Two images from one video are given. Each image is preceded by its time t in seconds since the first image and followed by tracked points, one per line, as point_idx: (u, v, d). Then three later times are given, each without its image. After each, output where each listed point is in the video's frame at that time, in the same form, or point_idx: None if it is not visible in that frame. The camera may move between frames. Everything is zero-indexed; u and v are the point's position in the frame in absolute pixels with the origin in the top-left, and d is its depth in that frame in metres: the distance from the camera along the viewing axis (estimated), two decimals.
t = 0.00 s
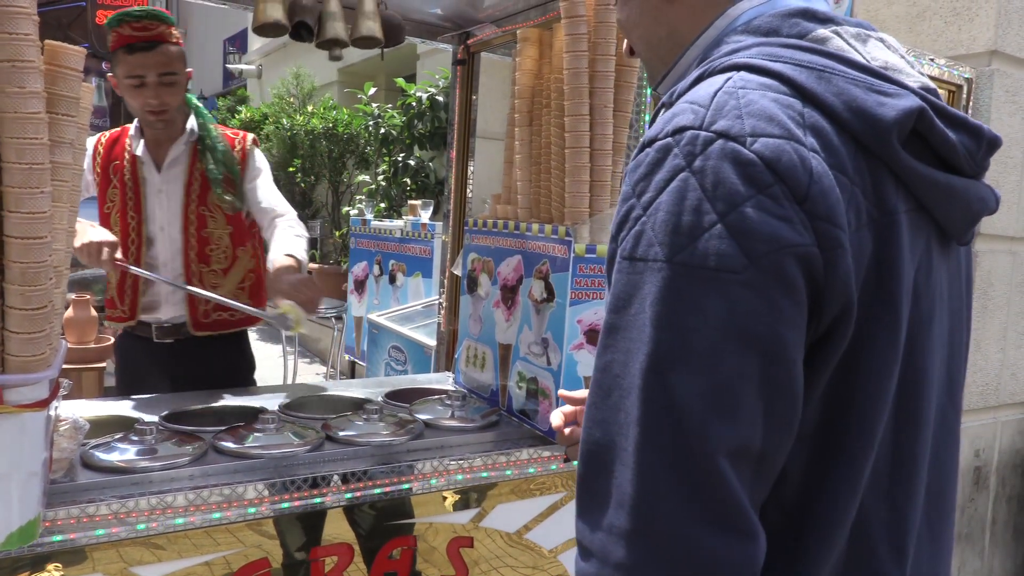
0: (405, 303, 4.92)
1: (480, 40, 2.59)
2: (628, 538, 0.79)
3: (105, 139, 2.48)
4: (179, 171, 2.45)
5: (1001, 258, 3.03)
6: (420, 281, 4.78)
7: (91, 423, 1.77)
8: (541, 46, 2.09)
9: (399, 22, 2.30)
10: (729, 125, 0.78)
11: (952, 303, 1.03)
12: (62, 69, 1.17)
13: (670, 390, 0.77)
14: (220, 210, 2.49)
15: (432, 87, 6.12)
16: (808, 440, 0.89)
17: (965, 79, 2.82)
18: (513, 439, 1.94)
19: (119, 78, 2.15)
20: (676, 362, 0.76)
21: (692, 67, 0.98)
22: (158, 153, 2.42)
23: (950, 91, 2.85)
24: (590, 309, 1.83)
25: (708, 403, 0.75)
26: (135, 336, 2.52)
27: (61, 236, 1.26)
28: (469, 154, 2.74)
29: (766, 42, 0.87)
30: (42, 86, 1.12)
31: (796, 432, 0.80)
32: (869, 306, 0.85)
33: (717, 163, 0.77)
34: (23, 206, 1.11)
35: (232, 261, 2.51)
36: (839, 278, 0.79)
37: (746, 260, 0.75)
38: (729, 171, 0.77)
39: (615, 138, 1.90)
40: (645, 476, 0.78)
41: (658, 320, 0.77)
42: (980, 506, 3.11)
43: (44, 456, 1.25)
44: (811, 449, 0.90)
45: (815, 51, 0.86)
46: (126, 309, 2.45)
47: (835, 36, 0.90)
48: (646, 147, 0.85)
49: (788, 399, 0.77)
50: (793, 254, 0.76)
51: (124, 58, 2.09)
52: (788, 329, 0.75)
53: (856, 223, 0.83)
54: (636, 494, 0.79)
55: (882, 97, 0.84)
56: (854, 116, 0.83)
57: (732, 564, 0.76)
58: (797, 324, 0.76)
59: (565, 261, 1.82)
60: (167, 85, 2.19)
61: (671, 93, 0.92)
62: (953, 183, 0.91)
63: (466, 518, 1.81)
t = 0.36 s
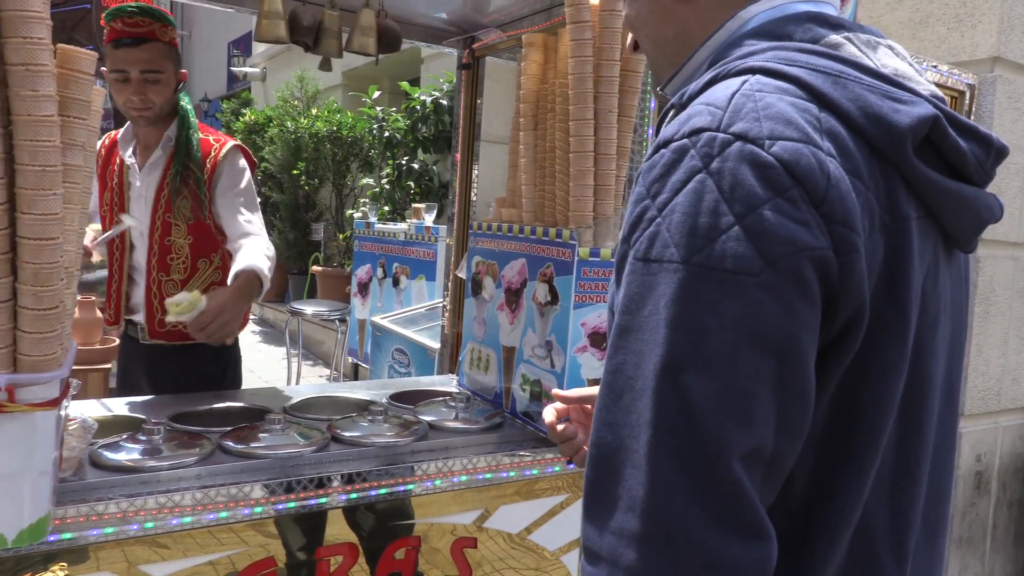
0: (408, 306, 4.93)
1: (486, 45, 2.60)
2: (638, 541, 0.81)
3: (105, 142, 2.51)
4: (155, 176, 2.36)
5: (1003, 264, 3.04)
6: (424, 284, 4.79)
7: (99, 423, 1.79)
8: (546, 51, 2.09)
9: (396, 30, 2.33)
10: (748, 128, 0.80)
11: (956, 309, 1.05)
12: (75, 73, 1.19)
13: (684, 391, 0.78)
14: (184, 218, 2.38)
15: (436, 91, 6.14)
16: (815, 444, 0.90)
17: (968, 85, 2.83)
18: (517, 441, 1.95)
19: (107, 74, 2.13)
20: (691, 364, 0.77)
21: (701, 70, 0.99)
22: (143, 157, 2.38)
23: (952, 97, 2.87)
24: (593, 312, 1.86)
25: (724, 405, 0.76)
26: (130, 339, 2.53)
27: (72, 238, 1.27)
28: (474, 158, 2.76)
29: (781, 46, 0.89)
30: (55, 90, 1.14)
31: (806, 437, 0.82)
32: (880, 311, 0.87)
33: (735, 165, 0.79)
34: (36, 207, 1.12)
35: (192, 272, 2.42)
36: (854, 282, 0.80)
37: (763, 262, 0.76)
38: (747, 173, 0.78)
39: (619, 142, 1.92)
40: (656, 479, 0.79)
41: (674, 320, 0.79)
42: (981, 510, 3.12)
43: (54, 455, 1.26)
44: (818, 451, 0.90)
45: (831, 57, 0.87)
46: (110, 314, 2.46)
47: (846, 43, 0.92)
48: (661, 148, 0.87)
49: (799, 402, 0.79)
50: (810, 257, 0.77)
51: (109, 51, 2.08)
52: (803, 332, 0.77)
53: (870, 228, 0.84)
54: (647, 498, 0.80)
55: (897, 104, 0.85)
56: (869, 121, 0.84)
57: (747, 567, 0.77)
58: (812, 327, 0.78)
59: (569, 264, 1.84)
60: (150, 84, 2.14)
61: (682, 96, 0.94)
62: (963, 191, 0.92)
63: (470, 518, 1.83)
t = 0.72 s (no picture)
0: (406, 308, 4.94)
1: (484, 50, 2.63)
2: (638, 531, 0.83)
3: (136, 130, 2.39)
4: (200, 189, 2.33)
5: (993, 264, 3.08)
6: (421, 286, 4.81)
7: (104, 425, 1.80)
8: (546, 55, 2.12)
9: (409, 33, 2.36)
10: (751, 136, 0.82)
11: (946, 312, 1.07)
12: (84, 78, 1.21)
13: (686, 391, 0.80)
14: (235, 240, 2.34)
15: (432, 95, 6.18)
16: (807, 441, 0.92)
17: (959, 89, 2.87)
18: (519, 441, 1.97)
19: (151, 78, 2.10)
20: (694, 364, 0.79)
21: (703, 74, 1.01)
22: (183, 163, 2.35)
23: (944, 100, 2.91)
24: (593, 313, 1.89)
25: (725, 405, 0.78)
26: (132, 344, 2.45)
27: (82, 242, 1.29)
28: (473, 162, 2.78)
29: (783, 56, 0.91)
30: (66, 96, 1.16)
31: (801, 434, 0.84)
32: (873, 315, 0.89)
33: (738, 173, 0.81)
34: (48, 211, 1.14)
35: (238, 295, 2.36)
36: (850, 288, 0.82)
37: (764, 267, 0.78)
38: (749, 181, 0.80)
39: (619, 146, 1.94)
40: (657, 472, 0.81)
41: (678, 321, 0.81)
42: (973, 507, 3.15)
43: (64, 457, 1.28)
44: (812, 447, 0.92)
45: (831, 68, 0.90)
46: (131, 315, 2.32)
47: (844, 54, 0.94)
48: (665, 152, 0.89)
49: (795, 403, 0.81)
50: (809, 264, 0.79)
51: (157, 56, 2.05)
52: (801, 336, 0.79)
53: (865, 235, 0.86)
54: (647, 490, 0.82)
55: (894, 116, 0.87)
56: (866, 131, 0.86)
57: (742, 561, 0.80)
58: (810, 331, 0.80)
59: (569, 265, 1.86)
60: (193, 93, 2.11)
61: (685, 100, 0.96)
62: (955, 200, 0.94)
63: (473, 517, 1.85)
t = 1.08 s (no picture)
0: (379, 310, 4.95)
1: (458, 53, 2.65)
2: (613, 518, 0.86)
3: (109, 131, 2.39)
4: (179, 188, 2.32)
5: (953, 263, 3.18)
6: (394, 288, 4.82)
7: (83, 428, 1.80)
8: (521, 60, 2.15)
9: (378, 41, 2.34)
10: (713, 142, 0.86)
11: (901, 307, 1.12)
12: (67, 81, 1.21)
13: (656, 384, 0.84)
14: (219, 240, 2.34)
15: (403, 97, 6.19)
16: (773, 431, 0.96)
17: (919, 93, 2.99)
18: (496, 440, 2.00)
19: (114, 80, 2.10)
20: (663, 359, 0.83)
21: (671, 81, 1.06)
22: (157, 162, 2.33)
23: (904, 104, 3.01)
24: (569, 312, 1.92)
25: (692, 397, 0.82)
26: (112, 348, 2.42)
27: (64, 245, 1.29)
28: (447, 164, 2.80)
29: (743, 64, 0.95)
30: (49, 99, 1.16)
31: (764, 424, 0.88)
32: (831, 311, 0.93)
33: (702, 176, 0.85)
34: (32, 213, 1.15)
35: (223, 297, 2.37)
36: (808, 284, 0.86)
37: (727, 265, 0.82)
38: (712, 184, 0.84)
39: (592, 148, 1.98)
40: (630, 461, 0.85)
41: (647, 318, 0.84)
42: (936, 499, 3.24)
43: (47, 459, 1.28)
44: (775, 438, 0.96)
45: (788, 76, 0.94)
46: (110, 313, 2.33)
47: (802, 62, 0.99)
48: (634, 157, 0.93)
49: (759, 394, 0.85)
50: (769, 262, 0.83)
51: (118, 59, 2.05)
52: (762, 330, 0.83)
53: (821, 234, 0.91)
54: (621, 478, 0.86)
55: (847, 121, 0.92)
56: (821, 136, 0.91)
57: (710, 545, 0.84)
58: (771, 325, 0.84)
59: (545, 266, 1.90)
60: (157, 95, 2.12)
61: (653, 106, 1.00)
62: (906, 201, 0.99)
63: (452, 515, 1.87)
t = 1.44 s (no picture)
0: (371, 309, 4.95)
1: (448, 52, 2.67)
2: (599, 513, 0.88)
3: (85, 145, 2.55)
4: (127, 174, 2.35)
5: (942, 260, 3.21)
6: (386, 287, 4.82)
7: (76, 427, 1.80)
8: (510, 59, 2.16)
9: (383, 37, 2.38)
10: (693, 144, 0.88)
11: (881, 303, 1.14)
12: (60, 83, 1.22)
13: (640, 381, 0.85)
14: (157, 217, 2.33)
15: (394, 96, 6.20)
16: (755, 426, 0.98)
17: (905, 91, 3.01)
18: (487, 438, 2.01)
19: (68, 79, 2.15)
20: (646, 357, 0.85)
21: (652, 84, 1.07)
22: (114, 158, 2.38)
23: (891, 102, 3.05)
24: (560, 310, 1.95)
25: (675, 393, 0.84)
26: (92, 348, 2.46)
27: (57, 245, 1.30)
28: (438, 163, 2.81)
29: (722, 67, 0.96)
30: (43, 100, 1.17)
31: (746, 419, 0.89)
32: (811, 308, 0.95)
33: (683, 178, 0.86)
34: (27, 215, 1.15)
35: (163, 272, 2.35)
36: (786, 282, 0.88)
37: (708, 264, 0.84)
38: (692, 185, 0.86)
39: (582, 147, 1.99)
40: (616, 458, 0.86)
41: (629, 317, 0.86)
42: (926, 495, 3.27)
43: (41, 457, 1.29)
44: (758, 433, 0.98)
45: (766, 77, 0.96)
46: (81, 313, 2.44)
47: (780, 64, 1.00)
48: (616, 159, 0.94)
49: (740, 389, 0.86)
50: (749, 260, 0.85)
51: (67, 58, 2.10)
52: (743, 326, 0.84)
53: (800, 232, 0.92)
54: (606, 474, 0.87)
55: (824, 122, 0.94)
56: (799, 136, 0.92)
57: (695, 537, 0.85)
58: (752, 321, 0.85)
59: (535, 264, 1.92)
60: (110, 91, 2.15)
61: (635, 108, 1.01)
62: (882, 199, 1.01)
63: (443, 513, 1.89)
